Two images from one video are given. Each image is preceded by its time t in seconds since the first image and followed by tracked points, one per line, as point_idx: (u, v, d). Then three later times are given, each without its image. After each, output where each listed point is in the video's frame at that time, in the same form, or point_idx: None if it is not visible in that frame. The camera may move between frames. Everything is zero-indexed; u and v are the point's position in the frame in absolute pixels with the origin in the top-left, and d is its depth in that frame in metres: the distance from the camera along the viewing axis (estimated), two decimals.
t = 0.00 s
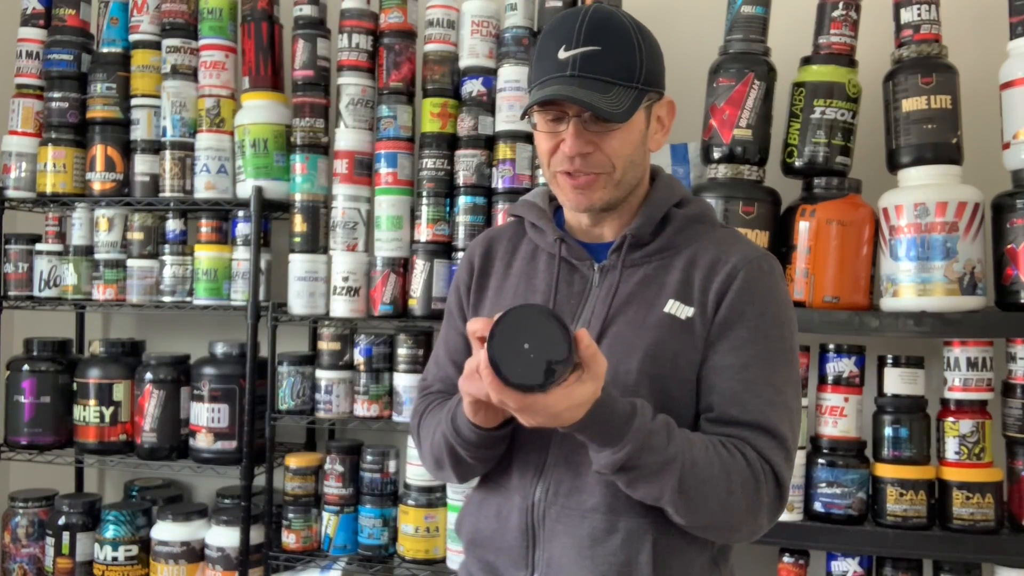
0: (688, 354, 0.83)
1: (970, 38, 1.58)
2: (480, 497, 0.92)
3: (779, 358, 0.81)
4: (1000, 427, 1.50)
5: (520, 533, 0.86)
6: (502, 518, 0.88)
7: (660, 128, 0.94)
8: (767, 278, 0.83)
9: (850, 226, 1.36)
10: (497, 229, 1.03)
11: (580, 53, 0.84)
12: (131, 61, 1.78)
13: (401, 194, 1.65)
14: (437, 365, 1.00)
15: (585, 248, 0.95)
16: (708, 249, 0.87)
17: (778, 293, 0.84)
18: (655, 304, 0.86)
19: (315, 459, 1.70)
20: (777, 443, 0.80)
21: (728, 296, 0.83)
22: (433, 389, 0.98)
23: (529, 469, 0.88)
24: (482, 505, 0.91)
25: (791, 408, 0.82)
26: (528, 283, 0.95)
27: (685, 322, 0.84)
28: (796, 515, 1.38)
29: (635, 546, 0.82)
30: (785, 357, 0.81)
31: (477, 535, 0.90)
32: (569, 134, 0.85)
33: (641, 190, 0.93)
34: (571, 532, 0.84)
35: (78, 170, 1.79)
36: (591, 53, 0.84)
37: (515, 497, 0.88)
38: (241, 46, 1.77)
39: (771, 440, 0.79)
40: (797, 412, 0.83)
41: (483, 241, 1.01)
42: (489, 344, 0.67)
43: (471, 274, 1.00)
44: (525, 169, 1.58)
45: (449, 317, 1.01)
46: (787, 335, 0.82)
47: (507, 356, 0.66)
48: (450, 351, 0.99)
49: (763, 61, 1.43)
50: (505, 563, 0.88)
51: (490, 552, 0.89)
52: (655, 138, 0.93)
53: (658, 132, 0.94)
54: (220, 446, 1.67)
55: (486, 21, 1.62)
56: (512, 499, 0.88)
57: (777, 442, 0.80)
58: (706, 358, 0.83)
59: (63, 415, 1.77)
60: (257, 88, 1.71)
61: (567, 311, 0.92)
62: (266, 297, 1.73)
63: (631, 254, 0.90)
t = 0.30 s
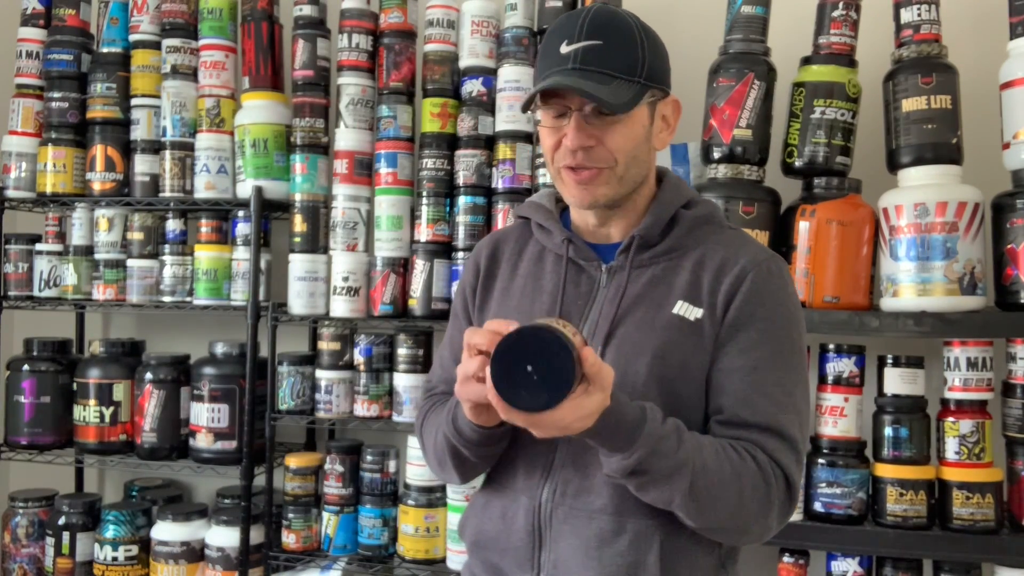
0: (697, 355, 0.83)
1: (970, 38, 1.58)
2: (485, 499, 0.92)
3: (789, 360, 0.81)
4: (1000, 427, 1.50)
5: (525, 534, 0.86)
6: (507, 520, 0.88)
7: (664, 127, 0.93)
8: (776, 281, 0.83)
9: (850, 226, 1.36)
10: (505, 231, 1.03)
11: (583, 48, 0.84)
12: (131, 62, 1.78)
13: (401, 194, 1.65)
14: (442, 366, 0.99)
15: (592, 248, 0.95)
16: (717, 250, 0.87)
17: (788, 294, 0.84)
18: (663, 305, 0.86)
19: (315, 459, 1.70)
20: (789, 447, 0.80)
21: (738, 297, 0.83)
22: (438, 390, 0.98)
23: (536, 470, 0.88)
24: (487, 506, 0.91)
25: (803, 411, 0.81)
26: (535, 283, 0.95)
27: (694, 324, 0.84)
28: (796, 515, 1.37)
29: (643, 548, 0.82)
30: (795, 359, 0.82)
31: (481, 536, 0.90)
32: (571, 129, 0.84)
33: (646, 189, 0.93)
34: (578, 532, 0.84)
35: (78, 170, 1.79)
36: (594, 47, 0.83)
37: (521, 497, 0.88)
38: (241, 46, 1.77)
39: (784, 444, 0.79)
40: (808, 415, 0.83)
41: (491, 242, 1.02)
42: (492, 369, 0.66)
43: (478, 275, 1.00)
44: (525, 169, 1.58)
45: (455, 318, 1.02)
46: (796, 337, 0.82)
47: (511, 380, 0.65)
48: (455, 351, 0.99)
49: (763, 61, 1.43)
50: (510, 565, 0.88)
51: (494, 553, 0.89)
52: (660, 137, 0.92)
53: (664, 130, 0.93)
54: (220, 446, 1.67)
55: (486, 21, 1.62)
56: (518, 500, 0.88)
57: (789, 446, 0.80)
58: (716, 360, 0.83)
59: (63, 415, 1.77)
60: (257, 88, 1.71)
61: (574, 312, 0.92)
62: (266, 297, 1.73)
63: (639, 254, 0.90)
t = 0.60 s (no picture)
0: (706, 358, 0.83)
1: (970, 38, 1.58)
2: (491, 499, 0.92)
3: (803, 368, 0.80)
4: (1000, 427, 1.50)
5: (531, 534, 0.87)
6: (513, 519, 0.89)
7: (642, 110, 0.91)
8: (787, 288, 0.83)
9: (850, 227, 1.36)
10: (517, 231, 1.05)
11: (542, 39, 0.92)
12: (131, 62, 1.78)
13: (401, 194, 1.65)
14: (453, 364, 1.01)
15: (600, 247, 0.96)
16: (726, 254, 0.87)
17: (800, 301, 0.83)
18: (671, 308, 0.86)
19: (315, 459, 1.70)
20: (802, 456, 0.79)
21: (748, 302, 0.82)
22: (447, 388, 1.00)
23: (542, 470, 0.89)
24: (493, 506, 0.92)
25: (814, 416, 0.81)
26: (544, 282, 0.96)
27: (702, 327, 0.84)
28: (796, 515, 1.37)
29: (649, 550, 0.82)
30: (809, 367, 0.81)
31: (486, 536, 0.90)
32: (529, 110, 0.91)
33: (637, 178, 0.93)
34: (583, 533, 0.84)
35: (78, 170, 1.79)
36: (549, 36, 0.91)
37: (527, 498, 0.88)
38: (240, 46, 1.77)
39: (797, 452, 0.78)
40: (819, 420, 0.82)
41: (502, 241, 1.04)
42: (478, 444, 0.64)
43: (489, 275, 1.02)
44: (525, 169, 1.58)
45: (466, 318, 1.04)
46: (810, 345, 0.82)
47: (499, 454, 0.63)
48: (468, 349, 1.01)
49: (764, 61, 1.43)
50: (515, 565, 0.88)
51: (499, 553, 0.89)
52: (632, 120, 0.91)
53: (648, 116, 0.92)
54: (220, 446, 1.67)
55: (486, 21, 1.62)
56: (524, 500, 0.89)
57: (802, 453, 0.79)
58: (725, 364, 0.83)
59: (63, 415, 1.77)
60: (257, 88, 1.71)
61: (581, 312, 0.92)
62: (266, 297, 1.73)
63: (647, 254, 0.91)
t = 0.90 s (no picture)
0: (677, 355, 0.82)
1: (970, 38, 1.58)
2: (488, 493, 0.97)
3: (781, 367, 0.77)
4: (1000, 426, 1.50)
5: (516, 526, 0.89)
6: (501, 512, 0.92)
7: (603, 105, 0.90)
8: (761, 283, 0.80)
9: (850, 227, 1.36)
10: (520, 230, 1.07)
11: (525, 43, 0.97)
12: (131, 62, 1.78)
13: (401, 194, 1.65)
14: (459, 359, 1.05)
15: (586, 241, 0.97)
16: (700, 249, 0.85)
17: (776, 298, 0.79)
18: (644, 305, 0.85)
19: (315, 459, 1.70)
20: (781, 458, 0.75)
21: (718, 299, 0.80)
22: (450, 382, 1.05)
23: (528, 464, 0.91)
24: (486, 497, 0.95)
25: (795, 416, 0.77)
26: (535, 279, 0.97)
27: (673, 325, 0.82)
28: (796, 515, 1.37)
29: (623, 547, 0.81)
30: (787, 364, 0.77)
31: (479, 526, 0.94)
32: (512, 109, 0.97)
33: (613, 171, 0.93)
34: (558, 526, 0.85)
35: (78, 170, 1.79)
36: (529, 40, 0.96)
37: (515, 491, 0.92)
38: (241, 46, 1.77)
39: (776, 455, 0.75)
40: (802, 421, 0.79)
41: (506, 240, 1.07)
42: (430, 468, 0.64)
43: (493, 272, 1.06)
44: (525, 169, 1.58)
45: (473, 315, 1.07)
46: (787, 342, 0.78)
47: (445, 477, 0.63)
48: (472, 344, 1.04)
49: (764, 61, 1.43)
50: (502, 557, 0.91)
51: (489, 544, 0.93)
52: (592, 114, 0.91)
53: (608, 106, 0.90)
54: (220, 446, 1.67)
55: (486, 21, 1.62)
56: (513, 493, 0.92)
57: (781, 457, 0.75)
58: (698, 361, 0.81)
59: (63, 415, 1.77)
60: (257, 88, 1.71)
61: (562, 308, 0.93)
62: (266, 297, 1.73)
63: (624, 250, 0.90)
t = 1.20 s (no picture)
0: (624, 348, 0.81)
1: (969, 38, 1.58)
2: (464, 486, 0.98)
3: (724, 361, 0.72)
4: (1000, 427, 1.50)
5: (482, 518, 0.91)
6: (473, 504, 0.94)
7: (608, 110, 0.89)
8: (706, 272, 0.77)
9: (851, 227, 1.36)
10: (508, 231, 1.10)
11: (500, 42, 0.88)
12: (131, 61, 1.78)
13: (401, 194, 1.65)
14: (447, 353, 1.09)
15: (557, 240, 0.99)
16: (656, 243, 0.84)
17: (721, 288, 0.76)
18: (599, 299, 0.85)
19: (315, 459, 1.70)
20: (715, 454, 0.70)
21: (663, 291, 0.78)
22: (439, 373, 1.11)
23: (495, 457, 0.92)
24: (463, 490, 0.98)
25: (737, 413, 0.72)
26: (511, 277, 1.00)
27: (622, 319, 0.82)
28: (795, 515, 1.37)
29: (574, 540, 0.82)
30: (730, 357, 0.73)
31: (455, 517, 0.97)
32: (494, 117, 0.88)
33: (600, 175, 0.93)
34: (516, 517, 0.86)
35: (78, 170, 1.79)
36: (508, 39, 0.87)
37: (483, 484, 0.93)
38: (241, 46, 1.77)
39: (711, 451, 0.70)
40: (750, 418, 0.73)
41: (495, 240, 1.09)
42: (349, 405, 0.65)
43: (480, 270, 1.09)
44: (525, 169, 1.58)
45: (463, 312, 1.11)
46: (734, 334, 0.74)
47: (362, 418, 0.64)
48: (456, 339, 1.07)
49: (764, 61, 1.43)
50: (471, 548, 0.93)
51: (461, 535, 0.95)
52: (600, 121, 0.89)
53: (609, 111, 0.89)
54: (220, 446, 1.67)
55: (486, 20, 1.62)
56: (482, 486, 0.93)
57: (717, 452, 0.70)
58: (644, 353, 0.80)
59: (63, 415, 1.77)
60: (257, 88, 1.71)
61: (530, 305, 0.94)
62: (266, 297, 1.73)
63: (588, 248, 0.91)
